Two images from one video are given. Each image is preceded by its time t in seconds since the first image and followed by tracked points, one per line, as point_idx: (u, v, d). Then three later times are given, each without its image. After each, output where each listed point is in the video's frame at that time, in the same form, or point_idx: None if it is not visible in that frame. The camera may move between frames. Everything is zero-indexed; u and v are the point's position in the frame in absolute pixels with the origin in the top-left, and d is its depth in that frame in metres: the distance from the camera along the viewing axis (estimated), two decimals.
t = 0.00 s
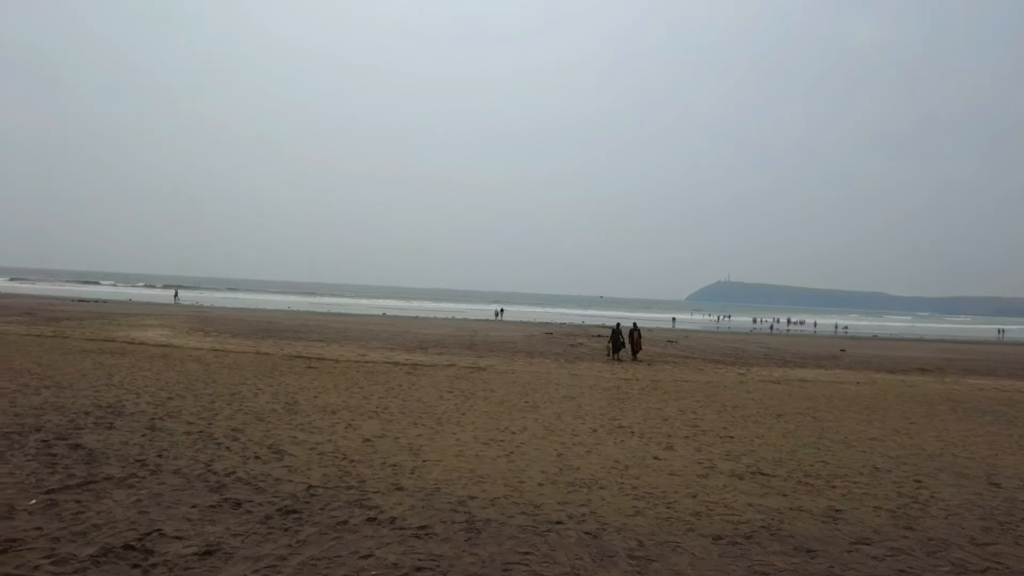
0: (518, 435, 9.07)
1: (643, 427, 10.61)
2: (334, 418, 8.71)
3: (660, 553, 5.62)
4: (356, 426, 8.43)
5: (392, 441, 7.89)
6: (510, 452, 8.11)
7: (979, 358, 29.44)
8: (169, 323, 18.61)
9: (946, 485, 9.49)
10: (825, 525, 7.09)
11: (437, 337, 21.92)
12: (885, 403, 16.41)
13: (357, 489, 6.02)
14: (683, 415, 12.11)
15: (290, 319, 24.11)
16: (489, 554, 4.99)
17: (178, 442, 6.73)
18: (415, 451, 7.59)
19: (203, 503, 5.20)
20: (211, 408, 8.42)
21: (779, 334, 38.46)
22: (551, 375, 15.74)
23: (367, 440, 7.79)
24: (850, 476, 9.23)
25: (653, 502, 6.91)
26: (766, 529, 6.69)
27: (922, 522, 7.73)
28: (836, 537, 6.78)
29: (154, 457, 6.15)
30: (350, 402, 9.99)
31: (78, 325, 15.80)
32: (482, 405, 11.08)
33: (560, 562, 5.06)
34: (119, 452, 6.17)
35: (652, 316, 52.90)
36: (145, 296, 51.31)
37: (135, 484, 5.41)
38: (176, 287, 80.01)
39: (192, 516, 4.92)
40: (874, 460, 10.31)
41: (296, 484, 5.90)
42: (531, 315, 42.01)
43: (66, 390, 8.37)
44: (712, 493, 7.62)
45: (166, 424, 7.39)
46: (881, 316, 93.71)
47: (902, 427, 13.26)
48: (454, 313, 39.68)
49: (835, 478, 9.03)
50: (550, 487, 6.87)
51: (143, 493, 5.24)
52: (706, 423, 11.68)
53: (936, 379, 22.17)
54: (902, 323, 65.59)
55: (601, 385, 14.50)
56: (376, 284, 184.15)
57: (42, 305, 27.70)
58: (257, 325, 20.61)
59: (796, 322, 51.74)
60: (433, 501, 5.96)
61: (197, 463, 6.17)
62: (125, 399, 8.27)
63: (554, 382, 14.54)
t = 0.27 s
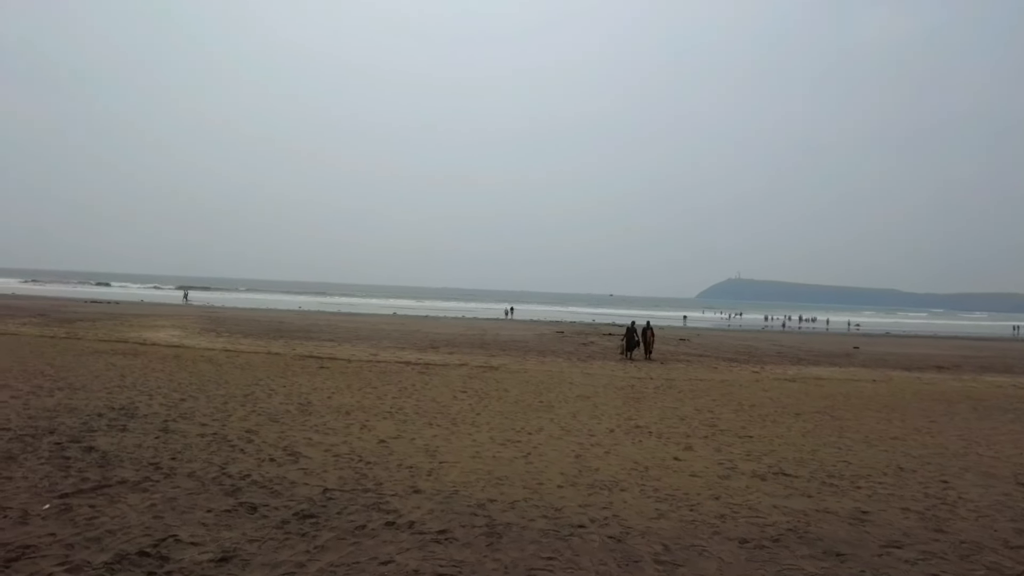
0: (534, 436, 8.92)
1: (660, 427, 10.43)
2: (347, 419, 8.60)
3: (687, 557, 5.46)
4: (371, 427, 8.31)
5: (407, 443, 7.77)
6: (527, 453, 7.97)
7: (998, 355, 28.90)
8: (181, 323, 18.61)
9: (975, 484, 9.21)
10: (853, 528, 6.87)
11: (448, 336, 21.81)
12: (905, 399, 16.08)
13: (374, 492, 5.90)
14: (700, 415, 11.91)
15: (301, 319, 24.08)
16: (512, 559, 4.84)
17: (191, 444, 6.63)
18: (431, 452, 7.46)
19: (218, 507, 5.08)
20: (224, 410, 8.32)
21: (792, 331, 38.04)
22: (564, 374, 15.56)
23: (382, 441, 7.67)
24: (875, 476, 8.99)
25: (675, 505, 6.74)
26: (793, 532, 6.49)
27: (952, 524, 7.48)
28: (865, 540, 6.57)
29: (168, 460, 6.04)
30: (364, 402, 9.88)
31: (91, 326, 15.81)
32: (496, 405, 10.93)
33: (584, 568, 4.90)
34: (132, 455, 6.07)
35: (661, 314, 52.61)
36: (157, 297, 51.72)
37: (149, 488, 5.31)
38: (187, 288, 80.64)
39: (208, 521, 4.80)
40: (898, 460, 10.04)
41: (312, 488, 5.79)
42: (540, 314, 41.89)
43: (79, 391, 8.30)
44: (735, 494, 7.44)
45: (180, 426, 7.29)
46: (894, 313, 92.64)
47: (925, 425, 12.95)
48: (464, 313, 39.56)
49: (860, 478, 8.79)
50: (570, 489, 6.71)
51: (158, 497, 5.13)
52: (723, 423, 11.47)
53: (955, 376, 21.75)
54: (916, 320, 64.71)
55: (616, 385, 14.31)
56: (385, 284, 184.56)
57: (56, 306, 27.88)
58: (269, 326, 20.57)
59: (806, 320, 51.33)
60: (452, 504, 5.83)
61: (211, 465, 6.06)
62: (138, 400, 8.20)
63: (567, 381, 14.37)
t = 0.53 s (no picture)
0: (548, 439, 8.80)
1: (675, 429, 10.28)
2: (360, 422, 8.52)
3: (710, 563, 5.33)
4: (384, 430, 8.24)
5: (421, 446, 7.68)
6: (542, 456, 7.86)
7: (1014, 352, 28.45)
8: (191, 326, 18.63)
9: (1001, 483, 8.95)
10: (878, 531, 6.63)
11: (457, 337, 21.72)
12: (922, 398, 15.79)
13: (389, 498, 5.81)
14: (715, 416, 11.74)
15: (311, 321, 24.07)
16: (532, 567, 4.73)
17: (204, 450, 6.56)
18: (445, 456, 7.37)
19: (232, 515, 5.00)
20: (235, 414, 8.26)
21: (803, 329, 37.67)
22: (575, 375, 15.42)
23: (395, 445, 7.59)
24: (894, 477, 8.70)
25: (695, 509, 6.60)
26: (817, 536, 6.32)
27: (978, 527, 7.15)
28: (890, 545, 6.33)
29: (181, 466, 5.98)
30: (375, 405, 9.79)
31: (103, 330, 15.84)
32: (508, 407, 10.81)
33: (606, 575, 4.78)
34: (144, 461, 6.01)
35: (670, 313, 52.32)
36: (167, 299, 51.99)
37: (162, 495, 5.23)
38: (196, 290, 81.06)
39: (221, 529, 4.72)
40: (916, 460, 9.70)
41: (326, 493, 5.70)
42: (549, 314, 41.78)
43: (90, 396, 8.26)
44: (755, 498, 7.28)
45: (192, 431, 7.23)
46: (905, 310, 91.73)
47: (944, 423, 12.67)
48: (472, 313, 39.49)
49: (881, 479, 8.55)
50: (587, 494, 6.59)
51: (171, 504, 5.06)
52: (739, 424, 11.30)
53: (971, 373, 21.38)
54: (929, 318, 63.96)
55: (628, 385, 14.16)
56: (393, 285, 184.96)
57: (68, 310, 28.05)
58: (278, 328, 20.57)
59: (817, 317, 50.89)
60: (468, 510, 5.74)
61: (224, 471, 5.99)
62: (149, 405, 8.14)
63: (579, 382, 14.23)
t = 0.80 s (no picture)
0: (560, 441, 8.72)
1: (687, 431, 10.18)
2: (370, 425, 8.47)
3: (728, 568, 5.23)
4: (395, 433, 8.18)
5: (432, 449, 7.62)
6: (555, 459, 7.79)
7: None
8: (200, 328, 18.65)
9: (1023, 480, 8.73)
10: (896, 535, 6.43)
11: (465, 338, 21.67)
12: (935, 398, 15.60)
13: (403, 501, 5.76)
14: (727, 417, 11.63)
15: (319, 323, 24.07)
16: (549, 572, 4.65)
17: (214, 452, 6.50)
18: (457, 459, 7.30)
19: (245, 519, 4.94)
20: (245, 416, 8.21)
21: (811, 330, 37.45)
22: (584, 376, 15.32)
23: (406, 447, 7.53)
24: (911, 480, 8.47)
25: (711, 513, 6.56)
26: (836, 540, 6.21)
27: (998, 530, 6.82)
28: (910, 549, 6.12)
29: (192, 469, 5.92)
30: (385, 407, 9.73)
31: (112, 332, 15.87)
32: (518, 408, 10.73)
33: None
34: (155, 464, 5.96)
35: (677, 313, 52.11)
36: (174, 301, 52.20)
37: (174, 499, 5.17)
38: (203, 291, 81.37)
39: (235, 533, 4.66)
40: (931, 462, 9.41)
41: (339, 497, 5.65)
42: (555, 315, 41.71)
43: (100, 398, 8.23)
44: (771, 501, 7.21)
45: (202, 434, 7.17)
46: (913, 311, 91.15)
47: (959, 424, 12.48)
48: (477, 314, 39.41)
49: (898, 481, 8.35)
50: (602, 498, 6.53)
51: (183, 508, 5.00)
52: (751, 425, 11.18)
53: (983, 374, 21.14)
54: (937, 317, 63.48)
55: (638, 387, 14.06)
56: (397, 287, 185.13)
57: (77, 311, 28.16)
58: (286, 329, 20.57)
59: (824, 318, 50.58)
60: (482, 514, 5.66)
61: (236, 474, 5.94)
62: (158, 407, 8.10)
63: (588, 383, 14.14)
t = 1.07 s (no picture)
0: (570, 443, 8.64)
1: (697, 433, 10.10)
2: (379, 426, 8.40)
3: (747, 570, 5.15)
4: (404, 434, 8.10)
5: (442, 450, 7.54)
6: (566, 461, 7.72)
7: None
8: (204, 328, 18.60)
9: None
10: (912, 538, 6.31)
11: (469, 339, 21.59)
12: (942, 400, 15.49)
13: (415, 504, 5.68)
14: (735, 420, 11.55)
15: (322, 324, 24.00)
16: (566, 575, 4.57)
17: (223, 454, 6.42)
18: (468, 461, 7.23)
19: (257, 522, 4.86)
20: (253, 417, 8.14)
21: (815, 332, 37.36)
22: (590, 377, 15.24)
23: (416, 449, 7.45)
24: (923, 482, 8.35)
25: (725, 516, 6.52)
26: (852, 542, 6.11)
27: (1014, 532, 6.67)
28: (928, 552, 5.99)
29: (202, 471, 5.84)
30: (392, 408, 9.65)
31: (116, 333, 15.81)
32: (526, 410, 10.65)
33: None
34: (165, 465, 5.88)
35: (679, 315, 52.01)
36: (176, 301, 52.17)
37: (185, 501, 5.10)
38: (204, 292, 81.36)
39: (248, 536, 4.58)
40: (943, 465, 9.28)
41: (351, 499, 5.58)
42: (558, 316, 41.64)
43: (107, 399, 8.16)
44: (785, 503, 7.13)
45: (210, 434, 7.09)
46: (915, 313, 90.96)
47: (969, 426, 12.37)
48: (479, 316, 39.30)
49: (910, 483, 8.24)
50: (615, 500, 6.52)
51: (195, 511, 4.93)
52: (760, 428, 11.10)
53: (989, 376, 21.03)
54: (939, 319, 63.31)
55: (644, 389, 13.98)
56: (398, 288, 185.08)
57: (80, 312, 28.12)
58: (290, 330, 20.51)
59: (827, 319, 50.49)
60: (497, 517, 5.59)
61: (246, 475, 5.86)
62: (165, 408, 8.02)
63: (595, 385, 14.06)
